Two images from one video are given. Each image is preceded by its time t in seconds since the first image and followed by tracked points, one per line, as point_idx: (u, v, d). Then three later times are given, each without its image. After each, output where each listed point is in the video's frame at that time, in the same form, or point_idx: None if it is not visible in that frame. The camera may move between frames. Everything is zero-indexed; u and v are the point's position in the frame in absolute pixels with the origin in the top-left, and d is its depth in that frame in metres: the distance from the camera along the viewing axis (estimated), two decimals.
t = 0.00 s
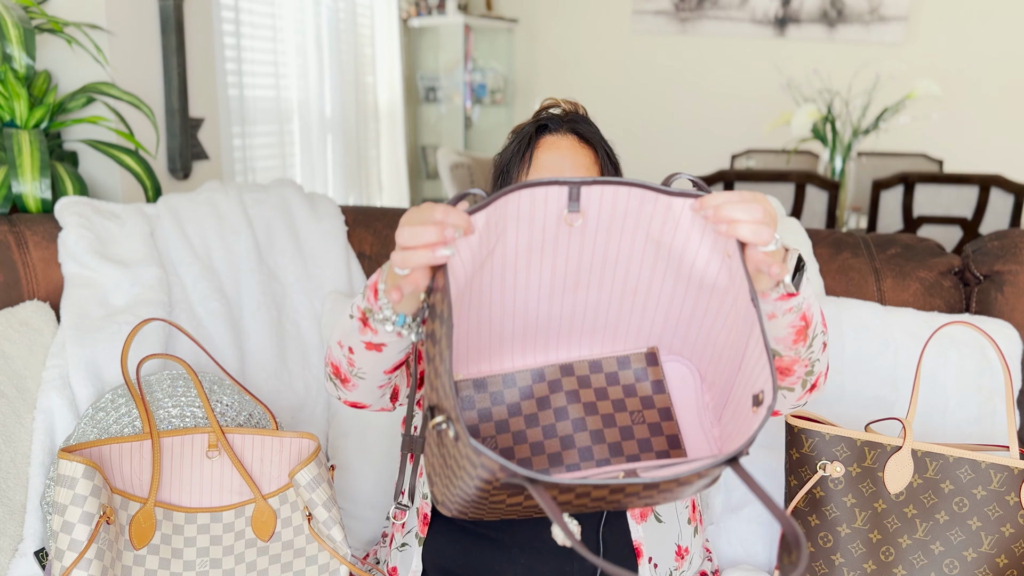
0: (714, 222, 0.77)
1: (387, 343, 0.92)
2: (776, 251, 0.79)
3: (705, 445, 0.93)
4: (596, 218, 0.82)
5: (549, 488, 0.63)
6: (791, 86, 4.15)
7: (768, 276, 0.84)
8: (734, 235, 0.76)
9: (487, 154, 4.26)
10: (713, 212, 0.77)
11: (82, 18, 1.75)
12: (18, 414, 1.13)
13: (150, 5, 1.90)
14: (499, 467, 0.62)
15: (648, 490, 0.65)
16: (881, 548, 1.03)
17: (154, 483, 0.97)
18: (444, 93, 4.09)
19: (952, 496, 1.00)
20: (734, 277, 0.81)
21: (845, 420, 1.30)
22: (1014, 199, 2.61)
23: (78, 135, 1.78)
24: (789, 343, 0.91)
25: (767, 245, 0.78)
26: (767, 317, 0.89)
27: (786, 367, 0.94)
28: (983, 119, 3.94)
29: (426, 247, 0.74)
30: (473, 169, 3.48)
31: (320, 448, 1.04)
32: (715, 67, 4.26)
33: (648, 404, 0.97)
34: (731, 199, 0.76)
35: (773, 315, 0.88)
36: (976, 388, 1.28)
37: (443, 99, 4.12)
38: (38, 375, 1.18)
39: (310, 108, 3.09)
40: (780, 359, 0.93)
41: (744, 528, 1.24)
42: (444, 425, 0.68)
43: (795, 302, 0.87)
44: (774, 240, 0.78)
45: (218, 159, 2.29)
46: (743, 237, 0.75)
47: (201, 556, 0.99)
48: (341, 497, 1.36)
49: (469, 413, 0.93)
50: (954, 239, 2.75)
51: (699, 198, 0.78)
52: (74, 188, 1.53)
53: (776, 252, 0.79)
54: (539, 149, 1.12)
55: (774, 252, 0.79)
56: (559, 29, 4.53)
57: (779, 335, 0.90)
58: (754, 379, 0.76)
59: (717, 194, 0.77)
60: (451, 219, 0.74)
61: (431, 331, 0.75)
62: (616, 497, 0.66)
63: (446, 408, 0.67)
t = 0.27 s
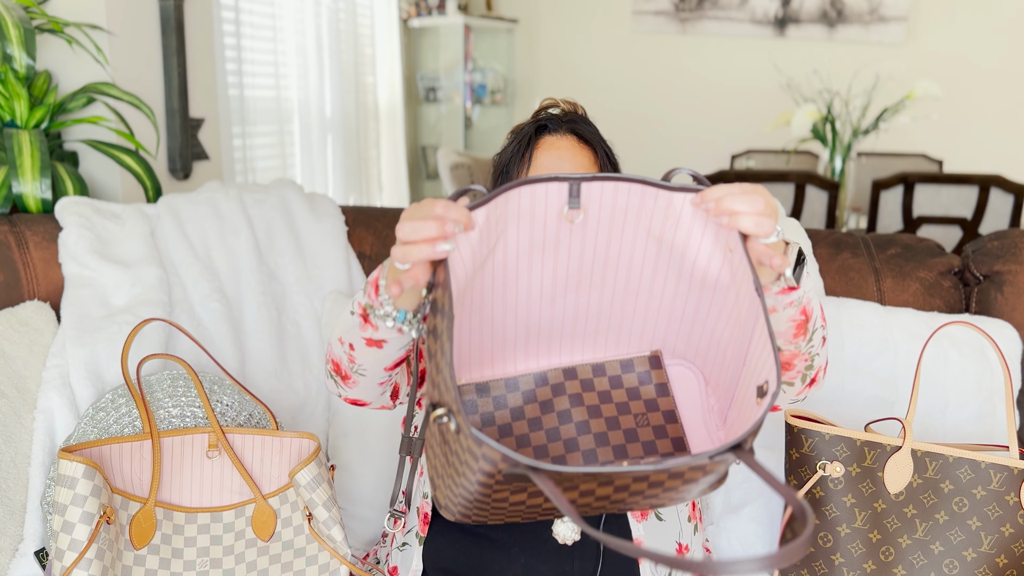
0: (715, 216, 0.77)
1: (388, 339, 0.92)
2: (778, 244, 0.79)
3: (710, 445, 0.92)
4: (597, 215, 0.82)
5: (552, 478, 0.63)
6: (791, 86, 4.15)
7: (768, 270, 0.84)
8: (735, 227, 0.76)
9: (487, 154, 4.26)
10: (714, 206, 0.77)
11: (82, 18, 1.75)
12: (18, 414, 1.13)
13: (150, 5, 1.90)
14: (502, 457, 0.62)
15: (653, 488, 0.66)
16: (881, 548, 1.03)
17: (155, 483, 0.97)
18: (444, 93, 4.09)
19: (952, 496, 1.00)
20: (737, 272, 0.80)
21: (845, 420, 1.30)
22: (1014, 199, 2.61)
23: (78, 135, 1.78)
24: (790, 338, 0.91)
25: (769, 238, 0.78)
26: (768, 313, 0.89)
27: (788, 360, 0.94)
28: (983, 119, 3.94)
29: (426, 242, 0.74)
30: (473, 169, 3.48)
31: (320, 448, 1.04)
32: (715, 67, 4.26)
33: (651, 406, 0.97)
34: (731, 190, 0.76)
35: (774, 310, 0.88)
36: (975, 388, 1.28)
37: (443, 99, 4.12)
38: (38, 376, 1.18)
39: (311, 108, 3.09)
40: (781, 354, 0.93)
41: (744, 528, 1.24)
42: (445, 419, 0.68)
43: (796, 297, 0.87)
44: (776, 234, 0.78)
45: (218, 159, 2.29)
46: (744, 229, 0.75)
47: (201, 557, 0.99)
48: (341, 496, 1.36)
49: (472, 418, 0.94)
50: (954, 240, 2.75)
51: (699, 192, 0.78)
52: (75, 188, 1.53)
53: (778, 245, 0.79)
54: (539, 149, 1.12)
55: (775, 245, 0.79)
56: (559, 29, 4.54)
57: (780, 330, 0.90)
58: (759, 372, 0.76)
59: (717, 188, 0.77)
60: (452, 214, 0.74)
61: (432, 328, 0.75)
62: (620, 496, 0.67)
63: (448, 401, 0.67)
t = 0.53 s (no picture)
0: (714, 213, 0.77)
1: (388, 338, 0.92)
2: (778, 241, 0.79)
3: (712, 442, 0.92)
4: (598, 212, 0.83)
5: (551, 475, 0.63)
6: (791, 86, 4.15)
7: (768, 267, 0.84)
8: (735, 223, 0.75)
9: (487, 154, 4.26)
10: (714, 202, 0.76)
11: (82, 18, 1.75)
12: (18, 414, 1.13)
13: (150, 5, 1.90)
14: (500, 455, 0.62)
15: (652, 484, 0.66)
16: (881, 548, 1.03)
17: (154, 483, 0.97)
18: (444, 93, 4.09)
19: (952, 496, 1.00)
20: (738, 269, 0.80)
21: (845, 420, 1.30)
22: (1014, 199, 2.61)
23: (78, 135, 1.78)
24: (789, 335, 0.91)
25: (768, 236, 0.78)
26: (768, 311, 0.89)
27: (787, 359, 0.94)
28: (983, 119, 3.94)
29: (427, 240, 0.74)
30: (473, 169, 3.48)
31: (320, 448, 1.04)
32: (715, 67, 4.26)
33: (652, 403, 0.96)
34: (730, 187, 0.76)
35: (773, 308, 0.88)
36: (975, 388, 1.28)
37: (443, 99, 4.12)
38: (38, 375, 1.18)
39: (311, 108, 3.09)
40: (780, 352, 0.93)
41: (744, 528, 1.24)
42: (445, 417, 0.68)
43: (796, 295, 0.87)
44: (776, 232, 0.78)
45: (218, 159, 2.29)
46: (744, 225, 0.75)
47: (201, 557, 0.99)
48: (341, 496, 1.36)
49: (473, 414, 0.94)
50: (954, 240, 2.75)
51: (700, 188, 0.78)
52: (75, 189, 1.53)
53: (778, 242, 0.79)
54: (538, 148, 1.12)
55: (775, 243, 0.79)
56: (559, 29, 4.54)
57: (780, 328, 0.90)
58: (759, 365, 0.76)
59: (717, 183, 0.77)
60: (455, 213, 0.74)
61: (433, 326, 0.75)
62: (620, 493, 0.67)
63: (447, 399, 0.67)
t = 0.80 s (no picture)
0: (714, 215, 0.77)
1: (387, 337, 0.92)
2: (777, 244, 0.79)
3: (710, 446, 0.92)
4: (598, 214, 0.83)
5: (548, 478, 0.62)
6: (791, 86, 4.15)
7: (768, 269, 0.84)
8: (736, 226, 0.75)
9: (487, 154, 4.26)
10: (714, 205, 0.76)
11: (81, 18, 1.75)
12: (18, 414, 1.13)
13: (150, 6, 1.90)
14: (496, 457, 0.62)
15: (649, 488, 0.66)
16: (881, 548, 1.03)
17: (155, 483, 0.97)
18: (444, 93, 4.09)
19: (952, 496, 1.00)
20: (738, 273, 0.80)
21: (845, 420, 1.30)
22: (1014, 199, 2.61)
23: (78, 135, 1.78)
24: (788, 339, 0.91)
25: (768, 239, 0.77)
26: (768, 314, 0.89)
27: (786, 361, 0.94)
28: (982, 119, 3.94)
29: (426, 241, 0.74)
30: (473, 169, 3.48)
31: (320, 448, 1.04)
32: (715, 67, 4.26)
33: (650, 407, 0.97)
34: (730, 189, 0.76)
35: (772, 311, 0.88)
36: (975, 388, 1.28)
37: (443, 99, 4.12)
38: (38, 375, 1.18)
39: (311, 108, 3.09)
40: (780, 355, 0.93)
41: (744, 529, 1.24)
42: (441, 419, 0.68)
43: (797, 298, 0.87)
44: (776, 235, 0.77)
45: (219, 159, 2.29)
46: (745, 229, 0.75)
47: (201, 557, 0.99)
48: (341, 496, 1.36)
49: (471, 415, 0.93)
50: (954, 240, 2.75)
51: (700, 191, 0.78)
52: (75, 189, 1.53)
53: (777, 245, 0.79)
54: (535, 147, 1.12)
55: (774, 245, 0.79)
56: (560, 29, 4.54)
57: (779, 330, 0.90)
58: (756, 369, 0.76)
59: (718, 187, 0.77)
60: (455, 214, 0.74)
61: (431, 326, 0.74)
62: (617, 496, 0.67)
63: (443, 400, 0.67)
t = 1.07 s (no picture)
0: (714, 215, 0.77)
1: (387, 337, 0.92)
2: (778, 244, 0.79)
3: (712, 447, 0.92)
4: (599, 216, 0.83)
5: (552, 478, 0.62)
6: (791, 86, 4.15)
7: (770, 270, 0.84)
8: (737, 227, 0.76)
9: (487, 154, 4.26)
10: (714, 205, 0.76)
11: (81, 18, 1.75)
12: (17, 414, 1.13)
13: (150, 6, 1.90)
14: (501, 456, 0.62)
15: (653, 489, 0.67)
16: (881, 548, 1.03)
17: (155, 483, 0.97)
18: (444, 93, 4.09)
19: (952, 496, 1.00)
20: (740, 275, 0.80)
21: (845, 420, 1.30)
22: (1014, 199, 2.61)
23: (78, 135, 1.78)
24: (789, 340, 0.91)
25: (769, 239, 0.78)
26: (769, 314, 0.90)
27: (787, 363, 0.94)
28: (982, 120, 3.94)
29: (427, 241, 0.74)
30: (473, 169, 3.48)
31: (320, 448, 1.04)
32: (715, 67, 4.26)
33: (653, 408, 0.97)
34: (729, 189, 0.76)
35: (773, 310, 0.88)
36: (975, 387, 1.28)
37: (443, 99, 4.12)
38: (38, 375, 1.18)
39: (311, 108, 3.09)
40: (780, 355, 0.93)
41: (744, 529, 1.24)
42: (445, 419, 0.68)
43: (797, 298, 0.88)
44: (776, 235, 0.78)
45: (219, 159, 2.29)
46: (746, 229, 0.75)
47: (201, 557, 0.99)
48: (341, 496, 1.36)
49: (473, 418, 0.94)
50: (954, 240, 2.75)
51: (701, 191, 0.78)
52: (75, 189, 1.53)
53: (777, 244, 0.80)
54: (533, 146, 1.12)
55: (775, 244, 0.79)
56: (559, 30, 4.54)
57: (779, 331, 0.91)
58: (760, 368, 0.76)
59: (719, 187, 0.77)
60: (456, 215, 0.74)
61: (433, 327, 0.75)
62: (622, 497, 0.67)
63: (449, 401, 0.67)
